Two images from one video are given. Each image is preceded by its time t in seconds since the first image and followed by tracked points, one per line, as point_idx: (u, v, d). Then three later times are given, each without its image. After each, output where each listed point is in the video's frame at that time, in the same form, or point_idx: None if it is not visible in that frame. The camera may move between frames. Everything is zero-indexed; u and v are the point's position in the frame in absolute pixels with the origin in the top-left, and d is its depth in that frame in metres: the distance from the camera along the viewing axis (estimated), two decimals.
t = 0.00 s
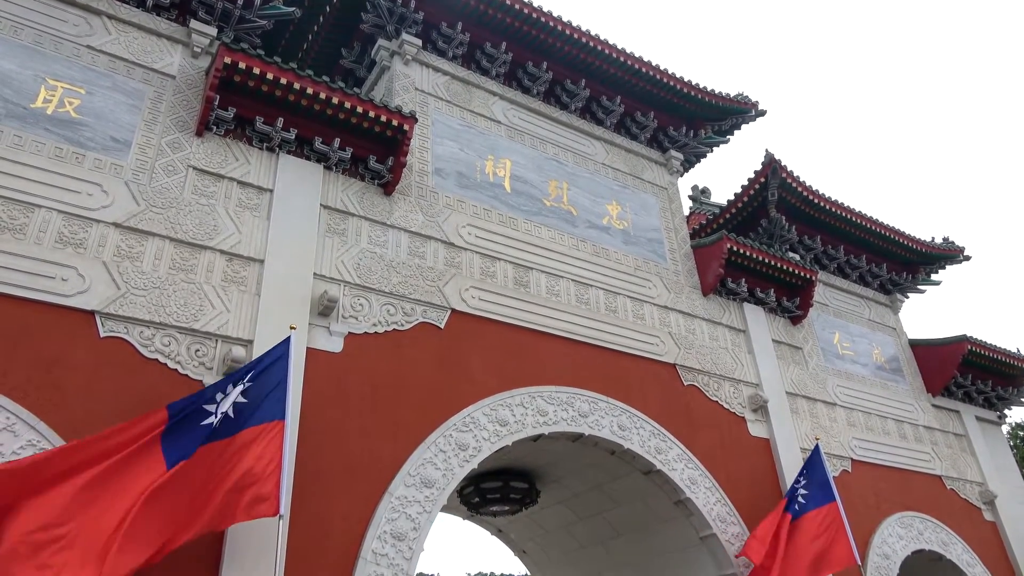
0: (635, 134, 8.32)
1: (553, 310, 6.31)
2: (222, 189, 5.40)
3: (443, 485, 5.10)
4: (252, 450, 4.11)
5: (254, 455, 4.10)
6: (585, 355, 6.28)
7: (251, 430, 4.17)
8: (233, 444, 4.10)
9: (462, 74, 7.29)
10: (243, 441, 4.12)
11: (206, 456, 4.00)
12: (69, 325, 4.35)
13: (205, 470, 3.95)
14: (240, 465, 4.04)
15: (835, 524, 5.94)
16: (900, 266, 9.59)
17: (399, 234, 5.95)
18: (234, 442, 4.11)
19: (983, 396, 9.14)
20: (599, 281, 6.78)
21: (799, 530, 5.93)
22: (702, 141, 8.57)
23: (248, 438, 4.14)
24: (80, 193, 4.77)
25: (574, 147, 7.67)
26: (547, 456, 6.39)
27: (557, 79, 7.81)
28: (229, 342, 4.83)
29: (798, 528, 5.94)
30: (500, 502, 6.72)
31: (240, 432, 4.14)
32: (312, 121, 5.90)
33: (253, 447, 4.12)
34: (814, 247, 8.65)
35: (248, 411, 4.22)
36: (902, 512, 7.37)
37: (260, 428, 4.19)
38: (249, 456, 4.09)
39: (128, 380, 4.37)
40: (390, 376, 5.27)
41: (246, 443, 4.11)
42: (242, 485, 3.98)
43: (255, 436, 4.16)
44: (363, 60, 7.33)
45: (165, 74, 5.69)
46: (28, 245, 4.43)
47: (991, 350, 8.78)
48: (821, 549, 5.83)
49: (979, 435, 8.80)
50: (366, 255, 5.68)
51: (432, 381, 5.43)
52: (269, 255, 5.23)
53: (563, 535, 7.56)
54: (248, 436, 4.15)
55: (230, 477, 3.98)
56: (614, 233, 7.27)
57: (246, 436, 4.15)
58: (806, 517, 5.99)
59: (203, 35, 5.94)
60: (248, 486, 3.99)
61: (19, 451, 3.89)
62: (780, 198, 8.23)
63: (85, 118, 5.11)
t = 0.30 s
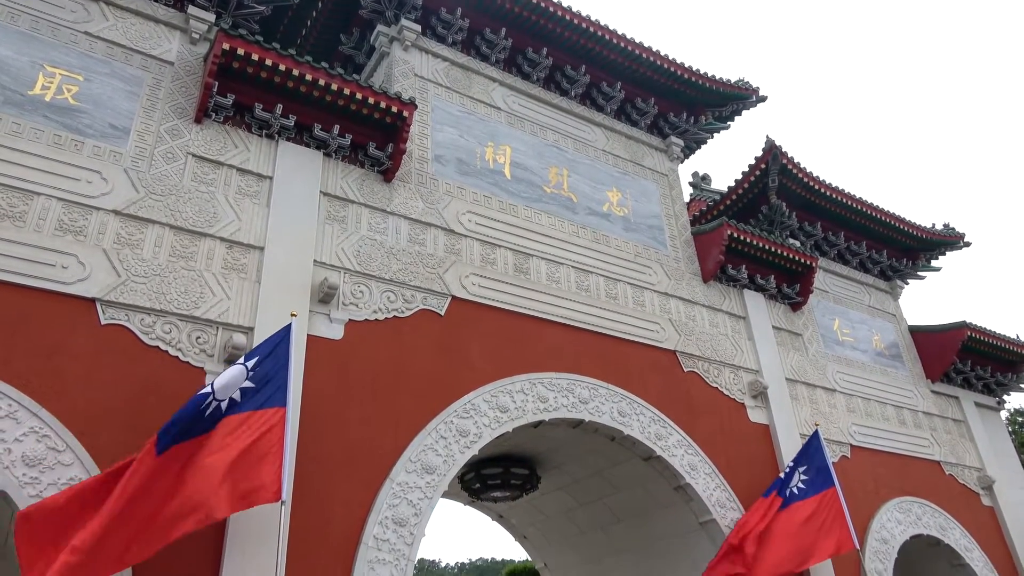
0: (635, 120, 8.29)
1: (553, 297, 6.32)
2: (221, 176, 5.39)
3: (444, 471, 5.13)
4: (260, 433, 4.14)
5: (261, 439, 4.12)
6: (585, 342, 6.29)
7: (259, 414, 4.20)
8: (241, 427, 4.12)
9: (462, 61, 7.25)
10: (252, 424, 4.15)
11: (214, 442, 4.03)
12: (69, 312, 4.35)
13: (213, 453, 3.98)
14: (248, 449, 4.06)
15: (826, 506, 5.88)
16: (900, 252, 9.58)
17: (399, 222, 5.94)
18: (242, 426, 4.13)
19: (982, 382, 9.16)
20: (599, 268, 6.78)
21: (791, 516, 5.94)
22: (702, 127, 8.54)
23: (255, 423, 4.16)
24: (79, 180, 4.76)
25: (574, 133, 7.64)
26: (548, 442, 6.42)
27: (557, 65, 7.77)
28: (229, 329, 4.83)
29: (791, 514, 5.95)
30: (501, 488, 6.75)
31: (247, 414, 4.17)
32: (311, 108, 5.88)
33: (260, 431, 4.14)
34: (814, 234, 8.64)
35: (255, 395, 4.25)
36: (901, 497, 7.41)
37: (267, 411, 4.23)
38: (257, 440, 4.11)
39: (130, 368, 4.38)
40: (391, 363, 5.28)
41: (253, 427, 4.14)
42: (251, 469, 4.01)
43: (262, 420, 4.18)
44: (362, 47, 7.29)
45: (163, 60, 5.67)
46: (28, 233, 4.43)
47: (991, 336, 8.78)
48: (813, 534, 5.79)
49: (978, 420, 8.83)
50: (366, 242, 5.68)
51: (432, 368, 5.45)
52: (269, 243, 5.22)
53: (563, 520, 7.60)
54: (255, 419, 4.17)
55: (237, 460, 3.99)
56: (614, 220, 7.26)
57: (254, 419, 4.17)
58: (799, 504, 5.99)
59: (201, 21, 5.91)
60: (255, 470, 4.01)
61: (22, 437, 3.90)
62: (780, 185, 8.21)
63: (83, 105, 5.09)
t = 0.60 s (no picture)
0: (636, 107, 8.25)
1: (553, 284, 6.31)
2: (220, 164, 5.37)
3: (444, 457, 5.14)
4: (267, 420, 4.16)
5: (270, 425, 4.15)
6: (585, 329, 6.29)
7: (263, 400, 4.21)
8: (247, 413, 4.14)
9: (461, 47, 7.21)
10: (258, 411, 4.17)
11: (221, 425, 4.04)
12: (69, 300, 4.35)
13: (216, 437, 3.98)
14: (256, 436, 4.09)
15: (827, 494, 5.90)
16: (901, 239, 9.56)
17: (399, 209, 5.93)
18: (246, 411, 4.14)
19: (982, 368, 9.17)
20: (600, 255, 6.77)
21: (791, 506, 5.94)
22: (703, 114, 8.50)
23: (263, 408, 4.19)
24: (78, 168, 4.75)
25: (574, 120, 7.61)
26: (548, 429, 6.43)
27: (557, 51, 7.72)
28: (230, 317, 4.83)
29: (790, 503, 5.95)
30: (501, 475, 6.76)
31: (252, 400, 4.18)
32: (310, 94, 5.85)
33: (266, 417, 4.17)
34: (815, 220, 8.62)
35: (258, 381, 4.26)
36: (900, 483, 7.44)
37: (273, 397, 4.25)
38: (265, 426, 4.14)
39: (130, 355, 4.39)
40: (391, 351, 5.29)
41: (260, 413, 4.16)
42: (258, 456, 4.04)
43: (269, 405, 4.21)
44: (360, 33, 7.25)
45: (160, 47, 5.63)
46: (27, 221, 4.42)
47: (992, 323, 8.79)
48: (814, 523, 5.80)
49: (978, 407, 8.85)
50: (366, 229, 5.67)
51: (432, 355, 5.45)
52: (268, 230, 5.21)
53: (563, 507, 7.63)
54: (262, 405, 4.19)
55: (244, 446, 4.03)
56: (614, 206, 7.24)
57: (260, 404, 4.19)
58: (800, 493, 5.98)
59: (198, 7, 5.87)
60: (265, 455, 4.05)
61: (23, 425, 3.91)
62: (781, 171, 8.18)
63: (80, 92, 5.06)
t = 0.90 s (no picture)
0: (636, 93, 8.22)
1: (553, 271, 6.31)
2: (219, 151, 5.36)
3: (445, 444, 5.15)
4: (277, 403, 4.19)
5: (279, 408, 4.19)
6: (585, 315, 6.29)
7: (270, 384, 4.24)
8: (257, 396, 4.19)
9: (461, 33, 7.18)
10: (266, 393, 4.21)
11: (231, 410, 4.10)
12: (69, 287, 4.34)
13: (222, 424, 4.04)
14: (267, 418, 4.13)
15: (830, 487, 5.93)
16: (901, 226, 9.55)
17: (399, 196, 5.92)
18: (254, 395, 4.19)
19: (981, 355, 9.19)
20: (600, 242, 6.76)
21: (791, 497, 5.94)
22: (704, 100, 8.47)
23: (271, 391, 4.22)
24: (76, 155, 4.73)
25: (574, 106, 7.58)
26: (548, 416, 6.44)
27: (557, 37, 7.68)
28: (230, 305, 4.83)
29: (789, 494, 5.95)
30: (501, 461, 6.78)
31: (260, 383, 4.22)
32: (309, 81, 5.82)
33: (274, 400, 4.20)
34: (816, 207, 8.60)
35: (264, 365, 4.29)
36: (899, 469, 7.47)
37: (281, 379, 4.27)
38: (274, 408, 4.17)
39: (131, 343, 4.39)
40: (392, 338, 5.29)
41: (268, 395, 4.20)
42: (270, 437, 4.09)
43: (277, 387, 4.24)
44: (359, 19, 7.20)
45: (158, 33, 5.60)
46: (27, 209, 4.41)
47: (991, 309, 8.80)
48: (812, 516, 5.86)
49: (977, 393, 8.88)
50: (366, 216, 5.66)
51: (432, 342, 5.46)
52: (268, 217, 5.21)
53: (564, 493, 7.66)
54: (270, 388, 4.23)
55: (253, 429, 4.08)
56: (615, 193, 7.23)
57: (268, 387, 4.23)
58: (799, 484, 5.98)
59: None
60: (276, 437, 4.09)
61: (25, 412, 3.93)
62: (781, 157, 8.15)
63: (78, 79, 5.03)
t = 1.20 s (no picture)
0: (637, 79, 8.18)
1: (554, 258, 6.30)
2: (218, 136, 5.34)
3: (445, 430, 5.17)
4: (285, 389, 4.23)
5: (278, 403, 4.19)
6: (585, 302, 6.29)
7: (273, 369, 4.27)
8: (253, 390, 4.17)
9: (461, 17, 7.13)
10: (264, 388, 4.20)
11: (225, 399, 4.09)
12: (68, 273, 4.34)
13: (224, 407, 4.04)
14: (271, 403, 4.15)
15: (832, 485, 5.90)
16: (902, 212, 9.53)
17: (399, 182, 5.90)
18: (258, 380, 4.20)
19: (981, 341, 9.20)
20: (600, 228, 6.75)
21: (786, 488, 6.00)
22: (705, 85, 8.47)
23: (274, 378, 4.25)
24: (75, 140, 4.71)
25: (574, 92, 7.54)
26: (548, 402, 6.45)
27: (558, 22, 7.63)
28: (230, 291, 4.83)
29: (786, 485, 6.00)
30: (501, 447, 6.79)
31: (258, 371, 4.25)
32: (308, 66, 5.79)
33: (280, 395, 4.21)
34: (817, 193, 8.57)
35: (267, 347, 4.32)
36: (898, 455, 7.49)
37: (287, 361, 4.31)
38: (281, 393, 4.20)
39: (132, 329, 4.39)
40: (391, 324, 5.29)
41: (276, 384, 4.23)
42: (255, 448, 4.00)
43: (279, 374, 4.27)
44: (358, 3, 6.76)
45: (155, 18, 5.56)
46: (26, 194, 4.40)
47: (992, 296, 8.79)
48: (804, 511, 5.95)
49: (976, 379, 8.89)
50: (365, 202, 5.65)
51: (433, 328, 5.46)
52: (268, 203, 5.19)
53: (564, 479, 7.69)
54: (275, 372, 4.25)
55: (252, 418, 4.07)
56: (615, 179, 7.21)
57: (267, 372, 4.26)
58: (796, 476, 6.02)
59: None
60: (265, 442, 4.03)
61: (27, 398, 3.93)
62: (783, 143, 8.12)
63: (76, 64, 5.01)
